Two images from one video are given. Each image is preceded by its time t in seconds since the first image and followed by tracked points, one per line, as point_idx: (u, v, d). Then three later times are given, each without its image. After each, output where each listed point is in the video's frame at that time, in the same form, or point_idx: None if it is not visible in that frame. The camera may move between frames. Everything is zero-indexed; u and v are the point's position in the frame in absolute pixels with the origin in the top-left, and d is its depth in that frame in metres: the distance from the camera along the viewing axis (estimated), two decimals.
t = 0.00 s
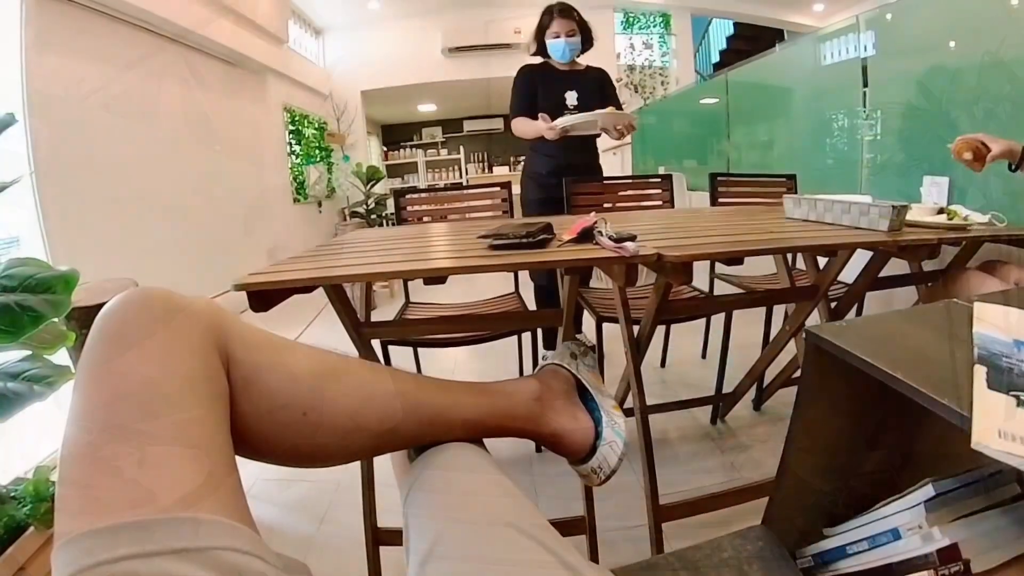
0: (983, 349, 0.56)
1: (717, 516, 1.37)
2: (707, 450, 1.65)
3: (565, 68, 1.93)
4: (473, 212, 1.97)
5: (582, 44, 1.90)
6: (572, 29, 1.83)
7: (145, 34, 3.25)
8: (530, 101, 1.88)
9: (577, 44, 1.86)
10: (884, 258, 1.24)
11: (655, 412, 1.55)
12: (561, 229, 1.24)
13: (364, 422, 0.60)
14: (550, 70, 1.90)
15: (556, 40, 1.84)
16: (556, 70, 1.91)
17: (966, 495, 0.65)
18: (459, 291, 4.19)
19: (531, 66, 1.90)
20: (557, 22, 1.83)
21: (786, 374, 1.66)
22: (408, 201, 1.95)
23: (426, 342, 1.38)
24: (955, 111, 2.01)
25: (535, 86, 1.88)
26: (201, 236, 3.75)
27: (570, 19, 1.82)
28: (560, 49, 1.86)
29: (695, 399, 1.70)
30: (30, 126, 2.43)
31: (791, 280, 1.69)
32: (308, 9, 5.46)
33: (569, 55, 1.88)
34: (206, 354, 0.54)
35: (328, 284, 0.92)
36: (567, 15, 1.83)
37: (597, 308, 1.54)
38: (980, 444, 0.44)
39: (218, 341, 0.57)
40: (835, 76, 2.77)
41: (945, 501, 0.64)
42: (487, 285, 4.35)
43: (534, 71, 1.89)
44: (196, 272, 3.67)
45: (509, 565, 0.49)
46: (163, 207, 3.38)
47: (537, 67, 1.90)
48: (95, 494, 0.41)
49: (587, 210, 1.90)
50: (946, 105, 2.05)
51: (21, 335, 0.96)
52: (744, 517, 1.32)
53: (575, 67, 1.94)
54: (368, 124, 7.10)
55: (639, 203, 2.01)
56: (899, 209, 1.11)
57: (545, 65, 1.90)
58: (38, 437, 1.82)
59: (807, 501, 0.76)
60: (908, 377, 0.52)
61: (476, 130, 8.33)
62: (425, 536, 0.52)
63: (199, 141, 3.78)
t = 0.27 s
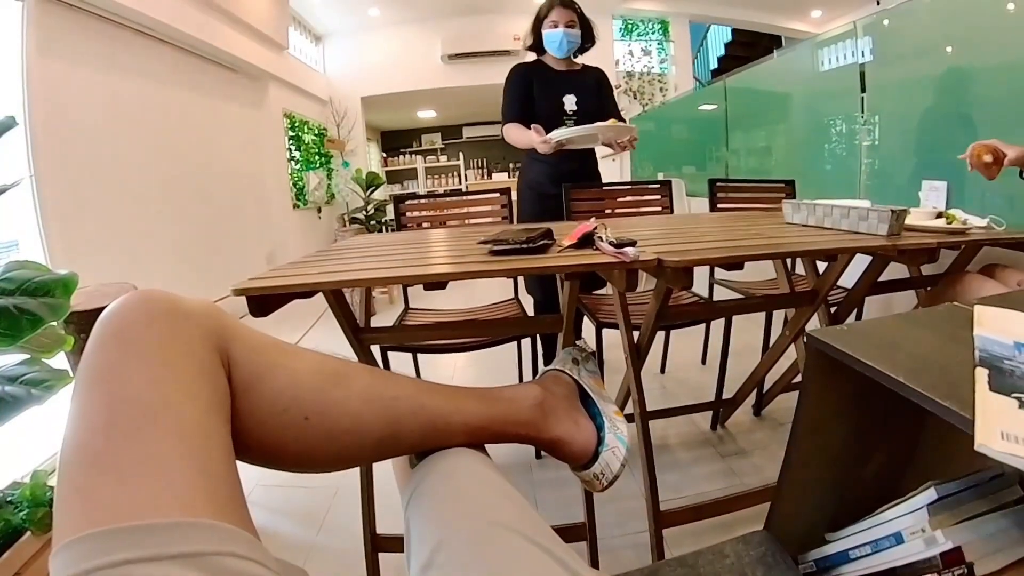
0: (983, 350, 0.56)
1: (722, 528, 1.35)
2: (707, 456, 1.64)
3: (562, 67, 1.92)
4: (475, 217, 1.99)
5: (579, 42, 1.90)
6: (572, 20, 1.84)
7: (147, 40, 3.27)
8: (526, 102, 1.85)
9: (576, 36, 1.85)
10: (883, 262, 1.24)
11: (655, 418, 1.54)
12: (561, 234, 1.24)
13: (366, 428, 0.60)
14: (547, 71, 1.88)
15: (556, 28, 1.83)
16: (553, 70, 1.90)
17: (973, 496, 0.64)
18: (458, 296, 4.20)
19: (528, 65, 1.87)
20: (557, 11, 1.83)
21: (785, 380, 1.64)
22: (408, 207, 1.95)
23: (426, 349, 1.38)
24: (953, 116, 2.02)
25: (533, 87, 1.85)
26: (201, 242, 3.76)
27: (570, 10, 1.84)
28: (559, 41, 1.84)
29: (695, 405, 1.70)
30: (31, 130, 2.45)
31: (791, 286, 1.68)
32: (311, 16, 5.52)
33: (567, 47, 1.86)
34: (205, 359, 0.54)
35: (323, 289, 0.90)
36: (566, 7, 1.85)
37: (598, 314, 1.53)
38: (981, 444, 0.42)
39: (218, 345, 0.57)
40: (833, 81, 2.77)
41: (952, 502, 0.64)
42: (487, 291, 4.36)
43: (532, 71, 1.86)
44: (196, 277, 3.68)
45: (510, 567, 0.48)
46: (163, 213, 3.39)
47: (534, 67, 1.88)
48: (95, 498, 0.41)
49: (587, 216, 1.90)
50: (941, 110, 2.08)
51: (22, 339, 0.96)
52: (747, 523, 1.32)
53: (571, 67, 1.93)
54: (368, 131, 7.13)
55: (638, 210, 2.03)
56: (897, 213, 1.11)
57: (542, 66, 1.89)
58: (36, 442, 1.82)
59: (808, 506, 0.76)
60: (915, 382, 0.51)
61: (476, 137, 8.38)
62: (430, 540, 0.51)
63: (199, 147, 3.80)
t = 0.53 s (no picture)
0: (982, 354, 0.56)
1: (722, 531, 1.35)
2: (708, 460, 1.64)
3: (547, 62, 1.84)
4: (475, 221, 1.98)
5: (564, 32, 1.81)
6: (552, 10, 1.75)
7: (148, 45, 3.29)
8: (511, 108, 1.80)
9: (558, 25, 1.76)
10: (883, 266, 1.24)
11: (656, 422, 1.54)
12: (561, 240, 1.24)
13: (368, 432, 0.60)
14: (530, 71, 1.81)
15: (534, 19, 1.75)
16: (538, 69, 1.82)
17: (974, 499, 0.65)
18: (459, 301, 4.21)
19: (509, 67, 1.80)
20: (535, 2, 1.76)
21: (785, 385, 1.65)
22: (408, 211, 1.96)
23: (428, 353, 1.38)
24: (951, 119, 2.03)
25: (516, 92, 1.79)
26: (201, 246, 3.76)
27: None
28: (537, 29, 1.75)
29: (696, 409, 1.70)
30: (33, 133, 2.45)
31: (791, 289, 1.69)
32: (311, 21, 5.54)
33: (550, 37, 1.77)
34: (209, 364, 0.54)
35: (324, 295, 0.91)
36: None
37: (598, 319, 1.53)
38: (980, 447, 0.43)
39: (222, 349, 0.57)
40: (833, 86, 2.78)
41: (953, 505, 0.64)
42: (487, 295, 4.36)
43: (513, 75, 1.80)
44: (196, 281, 3.67)
45: (512, 568, 0.48)
46: (163, 217, 3.39)
47: (516, 68, 1.80)
48: (99, 502, 0.41)
49: (587, 222, 1.91)
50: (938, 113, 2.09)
51: (23, 343, 0.96)
52: (749, 526, 1.32)
53: (558, 62, 1.85)
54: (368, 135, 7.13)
55: (637, 215, 2.03)
56: (896, 217, 1.12)
57: (526, 66, 1.81)
58: (36, 445, 1.81)
59: (808, 510, 0.76)
60: (916, 386, 0.51)
61: (475, 141, 8.42)
62: (433, 543, 0.52)
63: (200, 152, 3.81)
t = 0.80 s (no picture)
0: (983, 357, 0.56)
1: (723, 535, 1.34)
2: (709, 463, 1.64)
3: (535, 68, 1.74)
4: (476, 225, 1.99)
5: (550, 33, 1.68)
6: (532, 16, 1.61)
7: (150, 48, 3.30)
8: (499, 122, 1.78)
9: (541, 32, 1.62)
10: (883, 269, 1.24)
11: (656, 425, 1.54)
12: (562, 243, 1.24)
13: (368, 437, 0.60)
14: (517, 80, 1.75)
15: (514, 29, 1.62)
16: (525, 78, 1.75)
17: (974, 502, 0.65)
18: (459, 304, 4.21)
19: (494, 77, 1.74)
20: (513, 9, 1.62)
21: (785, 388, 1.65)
22: (409, 215, 1.96)
23: (427, 356, 1.38)
24: (950, 122, 2.04)
25: (502, 104, 1.76)
26: (201, 249, 3.77)
27: (530, 3, 1.62)
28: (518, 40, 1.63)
29: (696, 412, 1.70)
30: (34, 134, 2.46)
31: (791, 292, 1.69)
32: (311, 24, 5.54)
33: (534, 46, 1.65)
34: (209, 369, 0.54)
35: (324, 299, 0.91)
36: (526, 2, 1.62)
37: (598, 323, 1.53)
38: (982, 451, 0.43)
39: (223, 354, 0.57)
40: (833, 89, 2.78)
41: (954, 509, 0.64)
42: (488, 298, 4.35)
43: (498, 86, 1.74)
44: (196, 284, 3.68)
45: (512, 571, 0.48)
46: (164, 219, 3.40)
47: (502, 78, 1.75)
48: (101, 506, 0.41)
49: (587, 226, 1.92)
50: (938, 117, 2.09)
51: (23, 346, 0.96)
52: (749, 530, 1.32)
53: (547, 65, 1.74)
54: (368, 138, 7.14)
55: (638, 218, 2.03)
56: (897, 220, 1.12)
57: (512, 76, 1.75)
58: (36, 447, 1.81)
59: (810, 513, 0.76)
60: (916, 389, 0.51)
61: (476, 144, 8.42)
62: (434, 546, 0.52)
63: (200, 154, 3.82)
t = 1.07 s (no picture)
0: (983, 360, 0.56)
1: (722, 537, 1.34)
2: (709, 466, 1.64)
3: (526, 80, 1.72)
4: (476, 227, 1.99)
5: (539, 45, 1.66)
6: (517, 29, 1.60)
7: (151, 49, 3.31)
8: (496, 137, 1.82)
9: (526, 44, 1.60)
10: (883, 272, 1.24)
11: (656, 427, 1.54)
12: (563, 247, 1.24)
13: (369, 441, 0.60)
14: (509, 94, 1.76)
15: (500, 44, 1.62)
16: (520, 93, 1.75)
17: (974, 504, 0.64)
18: (460, 307, 4.22)
19: (486, 92, 1.76)
20: (497, 23, 1.61)
21: (787, 390, 1.65)
22: (410, 217, 1.97)
23: (429, 359, 1.39)
24: (950, 124, 2.04)
25: (494, 118, 1.77)
26: (201, 250, 3.77)
27: (515, 16, 1.61)
28: (505, 55, 1.63)
29: (696, 415, 1.69)
30: (35, 135, 2.47)
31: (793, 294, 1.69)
32: (312, 26, 5.55)
33: (521, 59, 1.64)
34: (210, 372, 0.54)
35: (324, 302, 0.91)
36: (510, 15, 1.62)
37: (598, 325, 1.53)
38: (982, 454, 0.43)
39: (224, 357, 0.58)
40: (832, 91, 2.79)
41: (955, 513, 0.63)
42: (488, 300, 4.35)
43: (491, 100, 1.76)
44: (196, 285, 3.68)
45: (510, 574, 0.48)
46: (165, 221, 3.41)
47: (495, 92, 1.76)
48: (102, 508, 0.41)
49: (587, 229, 1.92)
50: (937, 119, 2.10)
51: (23, 348, 0.96)
52: (749, 533, 1.32)
53: (539, 76, 1.72)
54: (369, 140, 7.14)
55: (638, 220, 2.03)
56: (897, 223, 1.11)
57: (507, 92, 1.76)
58: (36, 449, 1.82)
59: (809, 516, 0.76)
60: (916, 393, 0.51)
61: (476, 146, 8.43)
62: (436, 548, 0.52)
63: (200, 155, 3.82)
